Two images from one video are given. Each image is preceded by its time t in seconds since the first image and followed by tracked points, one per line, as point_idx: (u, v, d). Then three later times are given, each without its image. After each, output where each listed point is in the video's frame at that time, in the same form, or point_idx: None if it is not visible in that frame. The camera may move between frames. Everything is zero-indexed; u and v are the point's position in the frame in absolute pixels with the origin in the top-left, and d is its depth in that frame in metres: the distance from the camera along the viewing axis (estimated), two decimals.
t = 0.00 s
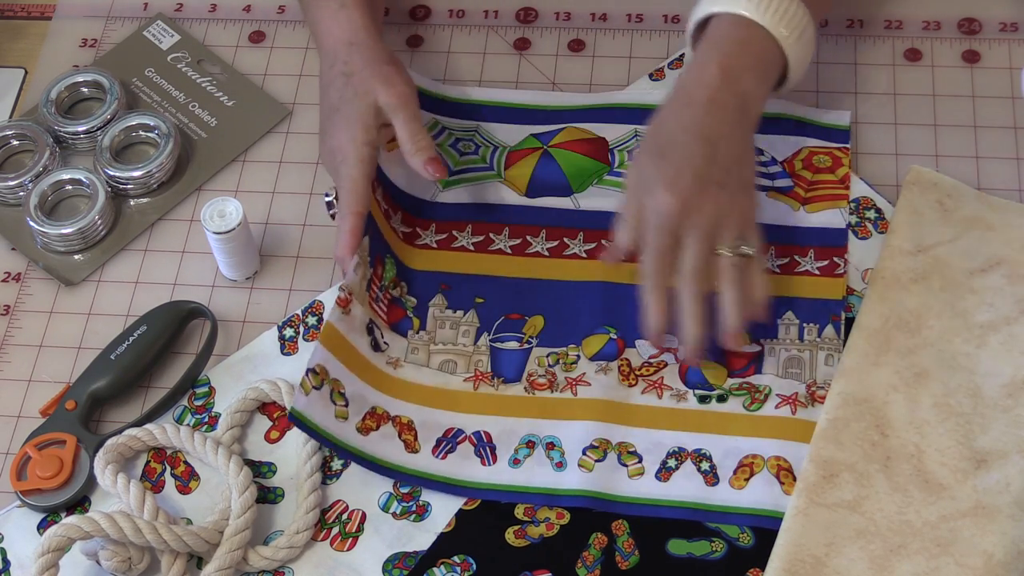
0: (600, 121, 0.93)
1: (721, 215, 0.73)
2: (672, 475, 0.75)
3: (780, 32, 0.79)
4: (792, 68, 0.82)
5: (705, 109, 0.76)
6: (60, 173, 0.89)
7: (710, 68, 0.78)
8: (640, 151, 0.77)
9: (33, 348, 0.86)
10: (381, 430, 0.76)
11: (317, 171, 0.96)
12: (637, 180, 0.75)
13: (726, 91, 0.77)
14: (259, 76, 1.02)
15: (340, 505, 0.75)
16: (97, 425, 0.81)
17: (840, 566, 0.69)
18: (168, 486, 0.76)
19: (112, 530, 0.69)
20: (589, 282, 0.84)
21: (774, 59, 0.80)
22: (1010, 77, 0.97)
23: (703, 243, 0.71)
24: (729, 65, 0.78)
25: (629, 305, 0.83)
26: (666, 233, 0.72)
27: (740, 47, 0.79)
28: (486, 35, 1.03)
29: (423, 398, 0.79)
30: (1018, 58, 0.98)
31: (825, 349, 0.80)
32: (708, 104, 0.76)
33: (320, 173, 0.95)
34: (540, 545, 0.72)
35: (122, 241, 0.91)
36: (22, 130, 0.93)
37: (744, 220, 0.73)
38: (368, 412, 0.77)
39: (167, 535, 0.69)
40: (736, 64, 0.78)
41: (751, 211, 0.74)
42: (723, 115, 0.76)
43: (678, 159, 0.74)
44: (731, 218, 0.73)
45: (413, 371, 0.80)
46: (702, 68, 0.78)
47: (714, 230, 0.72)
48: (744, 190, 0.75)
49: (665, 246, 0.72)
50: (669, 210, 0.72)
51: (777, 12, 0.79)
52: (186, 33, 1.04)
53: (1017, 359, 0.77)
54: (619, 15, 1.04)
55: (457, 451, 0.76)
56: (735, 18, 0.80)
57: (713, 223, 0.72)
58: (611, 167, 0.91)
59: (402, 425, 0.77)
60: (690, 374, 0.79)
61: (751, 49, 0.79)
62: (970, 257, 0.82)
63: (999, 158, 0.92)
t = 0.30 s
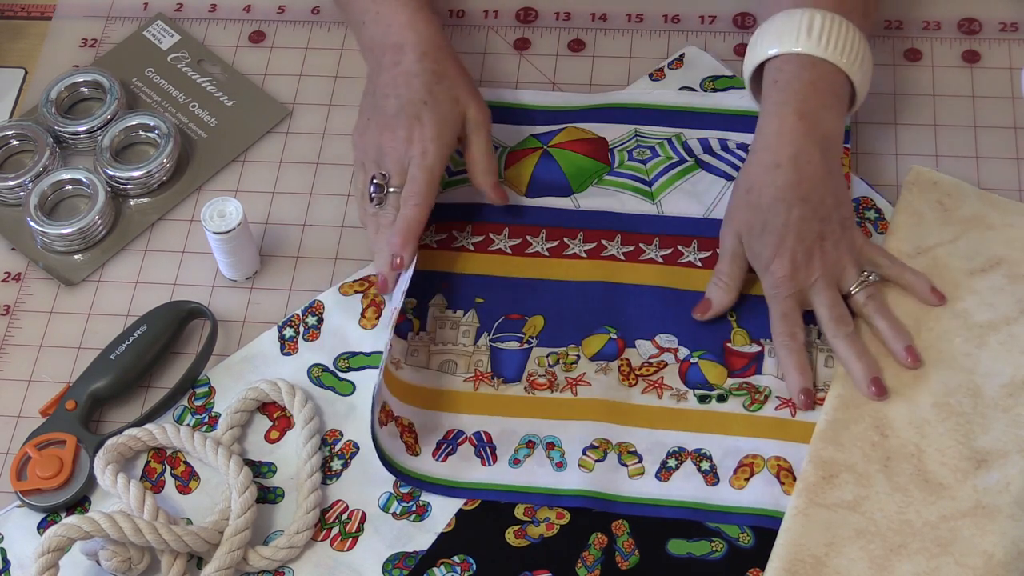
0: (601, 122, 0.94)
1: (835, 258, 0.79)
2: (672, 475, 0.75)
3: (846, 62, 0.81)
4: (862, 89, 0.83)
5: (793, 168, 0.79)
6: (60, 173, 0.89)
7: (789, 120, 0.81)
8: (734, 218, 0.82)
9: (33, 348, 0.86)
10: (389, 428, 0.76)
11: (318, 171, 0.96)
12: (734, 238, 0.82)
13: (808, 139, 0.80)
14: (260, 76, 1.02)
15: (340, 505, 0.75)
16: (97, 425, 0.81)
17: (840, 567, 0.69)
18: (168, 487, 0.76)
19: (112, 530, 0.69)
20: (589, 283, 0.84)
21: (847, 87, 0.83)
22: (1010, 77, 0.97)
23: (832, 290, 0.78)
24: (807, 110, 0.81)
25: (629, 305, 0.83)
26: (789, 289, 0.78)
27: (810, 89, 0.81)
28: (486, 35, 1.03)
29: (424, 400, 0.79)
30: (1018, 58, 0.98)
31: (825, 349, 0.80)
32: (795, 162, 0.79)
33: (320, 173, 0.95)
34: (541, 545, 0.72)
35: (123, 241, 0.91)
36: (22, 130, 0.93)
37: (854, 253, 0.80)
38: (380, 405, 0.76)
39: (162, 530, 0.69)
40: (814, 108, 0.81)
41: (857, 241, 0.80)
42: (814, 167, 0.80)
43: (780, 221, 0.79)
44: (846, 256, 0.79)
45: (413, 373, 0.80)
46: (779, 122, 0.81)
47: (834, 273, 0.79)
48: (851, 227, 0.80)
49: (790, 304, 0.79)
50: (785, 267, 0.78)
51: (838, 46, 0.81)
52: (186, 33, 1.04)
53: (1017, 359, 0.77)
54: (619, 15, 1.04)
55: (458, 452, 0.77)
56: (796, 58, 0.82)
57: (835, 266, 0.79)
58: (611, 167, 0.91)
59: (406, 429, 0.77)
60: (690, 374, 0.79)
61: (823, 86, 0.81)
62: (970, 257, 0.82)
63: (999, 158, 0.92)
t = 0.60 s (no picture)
0: (601, 122, 0.94)
1: (812, 241, 0.81)
2: (672, 475, 0.75)
3: (844, 43, 0.83)
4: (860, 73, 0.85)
5: (781, 148, 0.81)
6: (60, 173, 0.89)
7: (783, 100, 0.82)
8: (721, 190, 0.84)
9: (33, 348, 0.86)
10: (380, 445, 0.77)
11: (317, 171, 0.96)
12: (716, 209, 0.84)
13: (797, 116, 0.82)
14: (259, 76, 1.02)
15: (340, 505, 0.75)
16: (97, 425, 0.81)
17: (840, 566, 0.69)
18: (168, 487, 0.77)
19: (112, 530, 0.69)
20: (589, 282, 0.84)
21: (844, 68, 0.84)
22: (1010, 77, 0.97)
23: (808, 266, 0.81)
24: (801, 90, 0.82)
25: (629, 305, 0.83)
26: (764, 262, 0.82)
27: (805, 68, 0.83)
28: (486, 35, 1.03)
29: (424, 401, 0.79)
30: (1018, 58, 0.98)
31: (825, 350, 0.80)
32: (782, 141, 0.81)
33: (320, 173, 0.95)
34: (541, 545, 0.72)
35: (123, 241, 0.91)
36: (22, 130, 0.93)
37: (835, 233, 0.82)
38: (367, 429, 0.78)
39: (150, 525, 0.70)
40: (809, 91, 0.83)
41: (839, 221, 0.82)
42: (802, 146, 0.81)
43: (763, 199, 0.81)
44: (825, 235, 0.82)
45: (413, 375, 0.80)
46: (772, 101, 0.83)
47: (812, 251, 0.81)
48: (832, 206, 0.81)
49: (766, 275, 0.81)
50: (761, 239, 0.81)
51: (837, 26, 0.83)
52: (186, 33, 1.04)
53: (1016, 358, 0.77)
54: (619, 15, 1.04)
55: (457, 452, 0.77)
56: (794, 38, 0.83)
57: (812, 246, 0.81)
58: (610, 166, 0.91)
59: (405, 433, 0.78)
60: (690, 374, 0.79)
61: (819, 65, 0.83)
62: (969, 257, 0.82)
63: (999, 158, 0.92)
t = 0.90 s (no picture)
0: (601, 121, 0.94)
1: (793, 214, 0.83)
2: (672, 475, 0.75)
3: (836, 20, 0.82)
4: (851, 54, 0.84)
5: (766, 121, 0.81)
6: (60, 173, 0.89)
7: (771, 74, 0.82)
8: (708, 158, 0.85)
9: (33, 348, 0.86)
10: (380, 445, 0.77)
11: (318, 171, 0.96)
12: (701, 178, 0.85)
13: (786, 93, 0.81)
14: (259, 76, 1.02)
15: (340, 505, 0.75)
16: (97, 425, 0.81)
17: (840, 566, 0.69)
18: (168, 487, 0.77)
19: (112, 530, 0.68)
20: (588, 283, 0.84)
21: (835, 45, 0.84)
22: (1010, 77, 0.97)
23: (789, 239, 0.82)
24: (789, 66, 0.82)
25: (628, 304, 0.83)
26: (744, 232, 0.84)
27: (797, 43, 0.82)
28: (486, 35, 1.03)
29: (424, 401, 0.79)
30: (1018, 58, 0.98)
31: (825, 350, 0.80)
32: (768, 114, 0.81)
33: (320, 173, 0.95)
34: (540, 545, 0.72)
35: (123, 242, 0.91)
36: (22, 130, 0.93)
37: (819, 206, 0.83)
38: (367, 430, 0.78)
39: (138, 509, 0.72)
40: (800, 64, 0.82)
41: (824, 196, 0.83)
42: (786, 122, 0.81)
43: (746, 170, 0.82)
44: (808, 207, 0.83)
45: (413, 375, 0.80)
46: (760, 75, 0.82)
47: (793, 224, 0.83)
48: (816, 180, 0.82)
49: (746, 245, 0.83)
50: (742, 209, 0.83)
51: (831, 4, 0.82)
52: (186, 33, 1.04)
53: (1016, 358, 0.77)
54: (619, 15, 1.04)
55: (457, 452, 0.77)
56: (788, 14, 0.83)
57: (794, 218, 0.83)
58: (610, 166, 0.91)
59: (404, 433, 0.78)
60: (690, 374, 0.79)
61: (809, 41, 0.82)
62: (969, 257, 0.82)
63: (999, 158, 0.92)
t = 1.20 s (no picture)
0: (600, 121, 0.94)
1: (776, 180, 0.85)
2: (672, 475, 0.75)
3: None
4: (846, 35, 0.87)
5: (756, 86, 0.84)
6: (61, 173, 0.89)
7: (765, 40, 0.86)
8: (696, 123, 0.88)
9: (33, 348, 0.86)
10: (380, 445, 0.77)
11: (318, 171, 0.96)
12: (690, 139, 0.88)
13: (781, 59, 0.85)
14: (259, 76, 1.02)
15: (340, 505, 0.75)
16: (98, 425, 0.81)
17: (840, 566, 0.69)
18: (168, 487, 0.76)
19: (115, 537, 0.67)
20: (589, 283, 0.84)
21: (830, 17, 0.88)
22: (1010, 77, 0.97)
23: (770, 205, 0.84)
24: (783, 32, 0.86)
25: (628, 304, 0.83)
26: (727, 195, 0.85)
27: (794, 11, 0.86)
28: (486, 35, 1.03)
29: (424, 401, 0.79)
30: (1018, 58, 0.98)
31: (825, 349, 0.80)
32: (758, 80, 0.84)
33: (320, 173, 0.95)
34: (540, 545, 0.72)
35: (123, 242, 0.91)
36: (22, 130, 0.93)
37: (803, 175, 0.85)
38: (366, 430, 0.78)
39: (123, 521, 0.70)
40: (795, 31, 0.86)
41: (808, 165, 0.85)
42: (779, 88, 0.84)
43: (733, 133, 0.85)
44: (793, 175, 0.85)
45: (413, 374, 0.80)
46: (755, 40, 0.86)
47: (776, 192, 0.85)
48: (802, 149, 0.85)
49: (727, 208, 0.85)
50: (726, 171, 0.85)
51: None
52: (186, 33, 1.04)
53: (1016, 358, 0.77)
54: (620, 15, 1.04)
55: (457, 452, 0.77)
56: None
57: (777, 185, 0.85)
58: (610, 166, 0.91)
59: (405, 433, 0.78)
60: (690, 373, 0.79)
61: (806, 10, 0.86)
62: (969, 257, 0.82)
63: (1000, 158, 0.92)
